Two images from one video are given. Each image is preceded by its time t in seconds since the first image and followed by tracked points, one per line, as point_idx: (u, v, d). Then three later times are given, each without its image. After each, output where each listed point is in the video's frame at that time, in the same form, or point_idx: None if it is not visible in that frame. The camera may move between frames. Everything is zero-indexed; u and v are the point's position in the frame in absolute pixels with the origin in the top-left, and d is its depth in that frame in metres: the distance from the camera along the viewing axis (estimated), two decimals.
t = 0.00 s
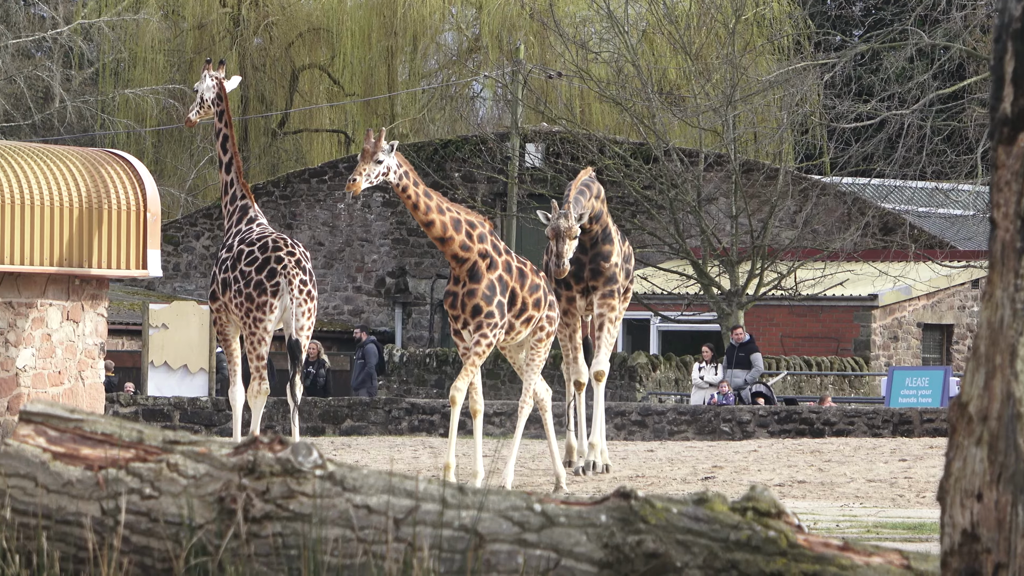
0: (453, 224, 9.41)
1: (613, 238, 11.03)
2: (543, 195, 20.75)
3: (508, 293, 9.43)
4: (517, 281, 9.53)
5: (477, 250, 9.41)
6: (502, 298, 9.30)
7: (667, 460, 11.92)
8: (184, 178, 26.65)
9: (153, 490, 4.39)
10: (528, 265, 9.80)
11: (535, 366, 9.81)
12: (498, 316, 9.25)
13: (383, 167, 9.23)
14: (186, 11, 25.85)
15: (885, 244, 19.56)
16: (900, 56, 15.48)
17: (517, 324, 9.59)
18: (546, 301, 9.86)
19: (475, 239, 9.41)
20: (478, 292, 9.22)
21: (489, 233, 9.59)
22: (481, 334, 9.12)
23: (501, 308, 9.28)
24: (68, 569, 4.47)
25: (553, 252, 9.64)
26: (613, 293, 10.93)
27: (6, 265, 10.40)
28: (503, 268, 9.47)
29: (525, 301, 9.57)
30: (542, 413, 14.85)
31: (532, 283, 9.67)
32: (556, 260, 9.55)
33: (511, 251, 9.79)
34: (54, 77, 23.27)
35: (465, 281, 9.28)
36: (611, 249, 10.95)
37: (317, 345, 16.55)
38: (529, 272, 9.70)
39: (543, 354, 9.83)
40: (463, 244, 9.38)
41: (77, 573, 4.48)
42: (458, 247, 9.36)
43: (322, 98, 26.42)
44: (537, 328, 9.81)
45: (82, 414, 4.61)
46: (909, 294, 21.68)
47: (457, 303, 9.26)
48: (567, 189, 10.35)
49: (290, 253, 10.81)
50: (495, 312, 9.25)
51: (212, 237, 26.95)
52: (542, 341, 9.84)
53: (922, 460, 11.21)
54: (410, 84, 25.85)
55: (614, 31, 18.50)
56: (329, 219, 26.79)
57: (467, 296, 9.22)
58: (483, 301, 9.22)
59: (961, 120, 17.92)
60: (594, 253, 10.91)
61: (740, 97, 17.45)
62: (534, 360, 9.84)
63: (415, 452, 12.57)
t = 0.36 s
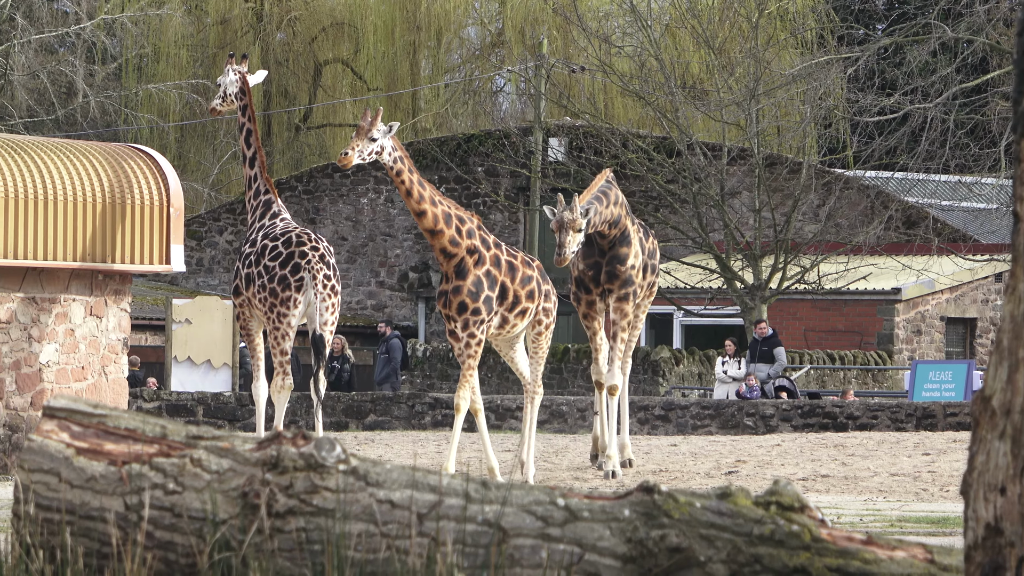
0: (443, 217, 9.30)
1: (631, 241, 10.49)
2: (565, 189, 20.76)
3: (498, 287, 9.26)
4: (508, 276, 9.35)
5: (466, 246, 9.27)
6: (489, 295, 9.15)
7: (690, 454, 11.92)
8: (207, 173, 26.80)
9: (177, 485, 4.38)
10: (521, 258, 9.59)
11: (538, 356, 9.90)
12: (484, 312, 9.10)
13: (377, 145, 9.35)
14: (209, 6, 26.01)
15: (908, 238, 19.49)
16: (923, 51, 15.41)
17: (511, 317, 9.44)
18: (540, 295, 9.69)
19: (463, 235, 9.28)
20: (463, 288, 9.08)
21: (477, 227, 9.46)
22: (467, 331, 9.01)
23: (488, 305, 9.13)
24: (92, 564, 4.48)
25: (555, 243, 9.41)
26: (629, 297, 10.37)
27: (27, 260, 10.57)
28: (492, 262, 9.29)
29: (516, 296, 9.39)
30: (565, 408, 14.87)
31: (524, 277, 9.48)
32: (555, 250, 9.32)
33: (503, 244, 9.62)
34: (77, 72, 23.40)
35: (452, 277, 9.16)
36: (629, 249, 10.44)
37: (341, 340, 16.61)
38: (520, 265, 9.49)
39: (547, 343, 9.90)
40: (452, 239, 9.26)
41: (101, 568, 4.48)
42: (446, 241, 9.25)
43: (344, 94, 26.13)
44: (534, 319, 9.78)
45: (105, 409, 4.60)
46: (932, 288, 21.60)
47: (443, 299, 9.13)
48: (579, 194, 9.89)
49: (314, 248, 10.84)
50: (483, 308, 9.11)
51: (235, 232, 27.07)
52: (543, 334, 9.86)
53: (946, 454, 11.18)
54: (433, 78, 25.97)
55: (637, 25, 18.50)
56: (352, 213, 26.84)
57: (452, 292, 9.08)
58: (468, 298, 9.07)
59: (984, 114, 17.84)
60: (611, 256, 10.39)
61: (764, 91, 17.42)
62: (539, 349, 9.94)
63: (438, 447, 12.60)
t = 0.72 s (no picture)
0: (441, 212, 9.43)
1: (645, 234, 10.34)
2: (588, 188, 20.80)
3: (497, 281, 9.40)
4: (506, 271, 9.49)
5: (464, 239, 9.39)
6: (488, 289, 9.29)
7: (712, 453, 11.91)
8: (230, 171, 26.87)
9: (200, 485, 4.37)
10: (517, 253, 9.73)
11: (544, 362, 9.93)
12: (485, 307, 9.24)
13: (367, 147, 9.39)
14: (232, 5, 26.06)
15: (932, 237, 19.41)
16: (946, 49, 15.35)
17: (505, 314, 9.51)
18: (539, 293, 9.81)
19: (462, 229, 9.41)
20: (464, 283, 9.21)
21: (476, 222, 9.58)
22: (471, 325, 9.17)
23: (487, 299, 9.26)
24: (115, 562, 4.48)
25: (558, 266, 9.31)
26: (646, 292, 10.22)
27: (52, 259, 10.64)
28: (490, 257, 9.43)
29: (513, 290, 9.51)
30: (588, 407, 14.87)
31: (522, 273, 9.61)
32: (559, 274, 9.21)
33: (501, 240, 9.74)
34: (100, 71, 23.51)
35: (450, 271, 9.28)
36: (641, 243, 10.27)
37: (364, 339, 16.65)
38: (518, 261, 9.63)
39: (549, 351, 9.94)
40: (452, 233, 9.38)
41: (124, 566, 4.48)
42: (446, 235, 9.37)
43: (367, 91, 26.20)
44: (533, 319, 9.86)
45: (128, 408, 4.57)
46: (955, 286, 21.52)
47: (442, 293, 9.25)
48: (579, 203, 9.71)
49: (338, 247, 10.86)
50: (483, 302, 9.24)
51: (258, 231, 27.20)
52: (544, 339, 9.90)
53: (969, 453, 11.14)
54: (456, 77, 26.03)
55: (660, 24, 18.48)
56: (375, 212, 26.88)
57: (452, 287, 9.20)
58: (469, 292, 9.21)
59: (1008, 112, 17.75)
60: (624, 251, 10.23)
61: (787, 89, 17.35)
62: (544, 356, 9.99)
63: (461, 446, 12.63)
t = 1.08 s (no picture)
0: (425, 213, 9.44)
1: (648, 238, 10.23)
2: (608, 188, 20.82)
3: (485, 284, 9.43)
4: (492, 274, 9.52)
5: (448, 242, 9.41)
6: (477, 293, 9.31)
7: (733, 453, 11.90)
8: (250, 172, 26.97)
9: (220, 485, 4.40)
10: (504, 255, 9.74)
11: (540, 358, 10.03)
12: (475, 310, 9.27)
13: (356, 133, 9.58)
14: (252, 5, 26.07)
15: (952, 236, 19.35)
16: (966, 48, 15.31)
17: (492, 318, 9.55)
18: (527, 297, 9.85)
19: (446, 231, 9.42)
20: (451, 287, 9.24)
21: (461, 224, 9.58)
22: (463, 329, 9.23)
23: (477, 302, 9.29)
24: (136, 562, 4.50)
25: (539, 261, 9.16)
26: (653, 297, 10.17)
27: (72, 260, 10.71)
28: (476, 259, 9.45)
29: (501, 293, 9.55)
30: (608, 407, 14.88)
31: (508, 275, 9.63)
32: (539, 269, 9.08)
33: (488, 242, 9.75)
34: (120, 72, 23.65)
35: (436, 275, 9.32)
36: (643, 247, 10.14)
37: (384, 339, 16.70)
38: (505, 264, 9.65)
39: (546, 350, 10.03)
40: (436, 235, 9.39)
41: (145, 566, 4.51)
42: (429, 236, 9.39)
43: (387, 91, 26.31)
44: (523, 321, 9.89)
45: (149, 408, 4.61)
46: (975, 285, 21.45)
47: (428, 296, 9.31)
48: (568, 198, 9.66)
49: (360, 247, 10.89)
50: (474, 306, 9.27)
51: (279, 231, 27.28)
52: (538, 339, 9.97)
53: (990, 452, 11.11)
54: (476, 77, 26.11)
55: (679, 24, 18.48)
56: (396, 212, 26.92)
57: (439, 291, 9.24)
58: (457, 297, 9.24)
59: None
60: (628, 256, 10.12)
61: (808, 88, 17.31)
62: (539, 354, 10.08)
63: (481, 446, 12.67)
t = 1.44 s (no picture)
0: (409, 208, 9.64)
1: (640, 244, 9.92)
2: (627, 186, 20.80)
3: (469, 281, 9.71)
4: (477, 270, 9.81)
5: (433, 239, 9.66)
6: (461, 291, 9.58)
7: (752, 452, 11.88)
8: (269, 172, 27.05)
9: (239, 485, 4.42)
10: (490, 249, 10.02)
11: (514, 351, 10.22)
12: (460, 308, 9.55)
13: (341, 124, 9.54)
14: (270, 6, 26.16)
15: (971, 234, 19.28)
16: (984, 47, 15.24)
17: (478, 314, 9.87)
18: (513, 289, 10.14)
19: (431, 228, 9.65)
20: (436, 287, 9.54)
21: (446, 220, 9.80)
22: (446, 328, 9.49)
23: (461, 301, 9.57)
24: (156, 562, 4.52)
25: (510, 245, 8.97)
26: (649, 304, 9.96)
27: (91, 260, 10.78)
28: (461, 257, 9.73)
29: (486, 290, 9.85)
30: (627, 406, 14.88)
31: (493, 271, 9.94)
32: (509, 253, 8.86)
33: (472, 237, 10.01)
34: (139, 73, 23.78)
35: (422, 272, 9.60)
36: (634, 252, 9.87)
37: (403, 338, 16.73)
38: (490, 259, 9.94)
39: (520, 339, 10.22)
40: (421, 232, 9.63)
41: (164, 567, 4.53)
42: (413, 232, 9.62)
43: (405, 91, 26.35)
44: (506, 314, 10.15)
45: (168, 408, 4.63)
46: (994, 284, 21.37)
47: (414, 294, 9.62)
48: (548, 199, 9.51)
49: (377, 247, 10.88)
50: (457, 304, 9.53)
51: (297, 231, 27.35)
52: (516, 330, 10.20)
53: (1010, 450, 11.07)
54: (494, 77, 26.12)
55: (697, 23, 18.45)
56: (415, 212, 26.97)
57: (425, 290, 9.54)
58: (442, 295, 9.54)
59: None
60: (619, 261, 9.86)
61: (825, 87, 17.26)
62: (516, 344, 10.30)
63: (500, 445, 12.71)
